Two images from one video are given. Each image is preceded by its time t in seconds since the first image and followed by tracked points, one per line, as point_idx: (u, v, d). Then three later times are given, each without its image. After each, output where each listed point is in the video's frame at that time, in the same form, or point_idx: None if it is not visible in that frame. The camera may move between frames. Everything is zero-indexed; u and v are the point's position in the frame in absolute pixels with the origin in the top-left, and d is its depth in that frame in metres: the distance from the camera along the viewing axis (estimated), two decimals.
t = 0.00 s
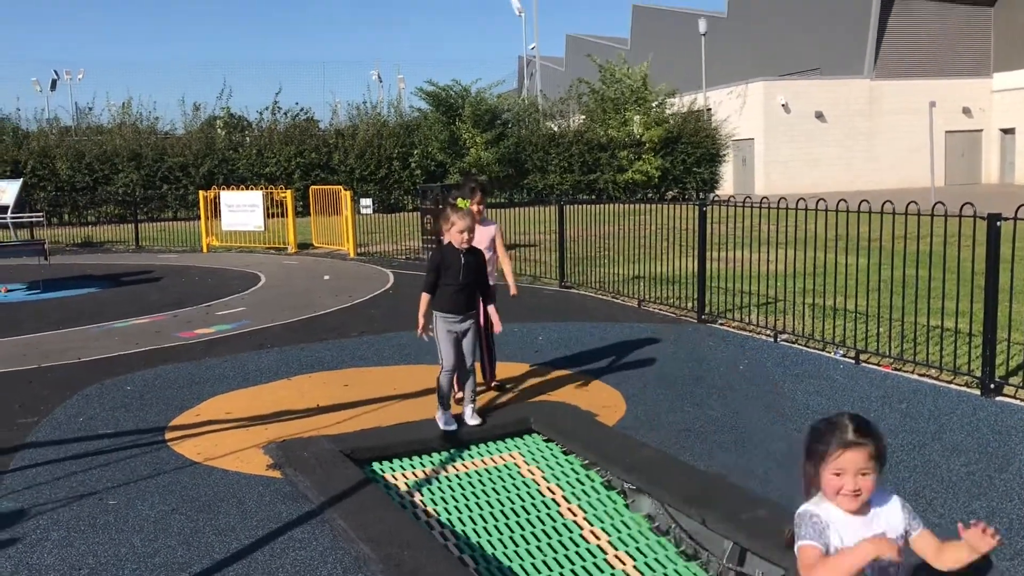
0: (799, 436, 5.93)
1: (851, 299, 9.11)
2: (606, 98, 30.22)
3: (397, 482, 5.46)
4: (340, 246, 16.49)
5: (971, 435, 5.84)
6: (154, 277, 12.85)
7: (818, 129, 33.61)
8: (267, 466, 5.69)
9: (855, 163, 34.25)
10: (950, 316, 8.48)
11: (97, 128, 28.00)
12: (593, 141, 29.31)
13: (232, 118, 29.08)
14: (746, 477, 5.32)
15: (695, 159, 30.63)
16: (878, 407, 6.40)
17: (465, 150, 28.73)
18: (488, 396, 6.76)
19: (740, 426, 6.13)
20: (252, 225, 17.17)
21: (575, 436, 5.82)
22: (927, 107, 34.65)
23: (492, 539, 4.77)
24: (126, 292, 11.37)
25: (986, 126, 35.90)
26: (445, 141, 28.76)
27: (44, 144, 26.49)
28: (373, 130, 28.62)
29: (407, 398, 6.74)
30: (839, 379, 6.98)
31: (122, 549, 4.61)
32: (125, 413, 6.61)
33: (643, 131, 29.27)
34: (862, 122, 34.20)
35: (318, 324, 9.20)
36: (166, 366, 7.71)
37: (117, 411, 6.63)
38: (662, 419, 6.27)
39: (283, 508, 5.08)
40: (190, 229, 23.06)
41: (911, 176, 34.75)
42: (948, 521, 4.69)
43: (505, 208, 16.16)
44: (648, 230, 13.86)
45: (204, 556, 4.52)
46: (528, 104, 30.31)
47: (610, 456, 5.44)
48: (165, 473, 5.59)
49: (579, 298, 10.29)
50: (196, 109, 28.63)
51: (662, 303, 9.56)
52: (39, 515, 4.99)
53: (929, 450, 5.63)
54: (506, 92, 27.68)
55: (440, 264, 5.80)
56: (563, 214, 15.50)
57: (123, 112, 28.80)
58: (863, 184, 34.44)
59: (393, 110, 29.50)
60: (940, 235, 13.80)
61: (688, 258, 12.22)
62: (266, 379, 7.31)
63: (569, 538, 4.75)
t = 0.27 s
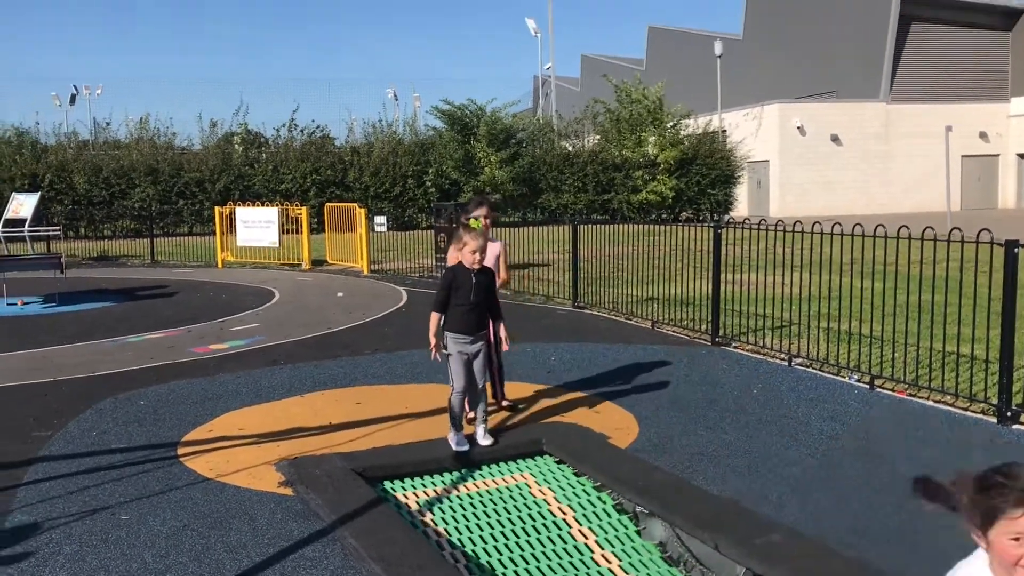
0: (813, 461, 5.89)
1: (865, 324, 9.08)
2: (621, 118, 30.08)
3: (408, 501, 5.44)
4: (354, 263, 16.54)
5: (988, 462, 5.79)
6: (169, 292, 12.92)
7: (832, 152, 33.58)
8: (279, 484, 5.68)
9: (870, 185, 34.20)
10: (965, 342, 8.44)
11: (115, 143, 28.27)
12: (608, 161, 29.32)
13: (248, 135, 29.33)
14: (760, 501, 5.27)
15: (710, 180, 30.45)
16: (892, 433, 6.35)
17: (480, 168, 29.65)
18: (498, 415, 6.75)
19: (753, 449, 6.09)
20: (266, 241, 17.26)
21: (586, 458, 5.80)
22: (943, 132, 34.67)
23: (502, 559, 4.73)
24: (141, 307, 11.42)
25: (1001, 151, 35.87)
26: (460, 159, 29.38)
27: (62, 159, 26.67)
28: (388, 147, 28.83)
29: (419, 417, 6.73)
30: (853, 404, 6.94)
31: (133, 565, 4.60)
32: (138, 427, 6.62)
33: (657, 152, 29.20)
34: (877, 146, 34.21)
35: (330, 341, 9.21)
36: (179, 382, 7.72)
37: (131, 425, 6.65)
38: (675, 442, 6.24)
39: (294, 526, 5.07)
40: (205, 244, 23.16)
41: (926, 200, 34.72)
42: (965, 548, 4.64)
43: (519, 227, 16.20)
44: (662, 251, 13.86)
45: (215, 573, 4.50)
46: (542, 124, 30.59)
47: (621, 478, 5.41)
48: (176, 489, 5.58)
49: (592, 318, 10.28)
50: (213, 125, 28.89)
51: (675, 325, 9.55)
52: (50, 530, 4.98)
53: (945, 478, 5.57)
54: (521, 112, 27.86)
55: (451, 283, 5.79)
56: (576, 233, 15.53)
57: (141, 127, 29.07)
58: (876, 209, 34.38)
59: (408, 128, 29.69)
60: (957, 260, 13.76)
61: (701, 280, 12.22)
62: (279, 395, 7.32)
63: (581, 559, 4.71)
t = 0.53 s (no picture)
0: (838, 484, 5.83)
1: (890, 346, 9.00)
2: (644, 139, 30.37)
3: (431, 520, 5.42)
4: (377, 281, 16.63)
5: (1016, 488, 5.71)
6: (193, 309, 13.04)
7: (856, 173, 33.44)
8: (302, 502, 5.69)
9: (893, 207, 33.99)
10: (993, 365, 8.35)
11: (143, 162, 28.68)
12: (630, 181, 29.53)
13: (274, 154, 29.67)
14: (784, 525, 5.22)
15: (733, 201, 30.54)
16: (918, 457, 6.28)
17: (502, 188, 28.81)
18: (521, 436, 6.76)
19: (777, 473, 6.04)
20: (291, 259, 17.41)
21: (609, 480, 5.77)
22: (968, 154, 34.49)
23: None
24: (166, 324, 11.54)
25: None
26: (483, 179, 28.79)
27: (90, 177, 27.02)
28: (412, 167, 29.09)
29: (442, 436, 6.74)
30: (879, 428, 6.87)
31: None
32: (164, 444, 6.68)
33: (680, 172, 29.41)
34: (901, 167, 34.05)
35: (353, 359, 9.26)
36: (204, 399, 7.78)
37: (156, 442, 6.70)
38: (699, 464, 6.20)
39: (318, 544, 5.08)
40: (230, 262, 23.36)
41: (951, 222, 34.50)
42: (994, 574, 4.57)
43: (541, 247, 16.26)
44: (685, 272, 13.86)
45: None
46: (565, 143, 30.29)
47: (645, 501, 5.38)
48: (201, 506, 5.61)
49: (615, 339, 10.28)
50: (239, 144, 29.23)
51: (699, 346, 9.51)
52: (76, 546, 5.00)
53: (973, 503, 5.50)
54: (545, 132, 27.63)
55: (470, 306, 5.80)
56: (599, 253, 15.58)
57: (168, 146, 29.46)
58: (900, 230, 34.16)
59: (432, 147, 29.87)
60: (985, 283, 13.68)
61: (725, 301, 12.19)
62: (302, 413, 7.36)
63: None
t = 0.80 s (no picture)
0: (869, 508, 5.74)
1: (922, 366, 8.89)
2: (670, 155, 30.70)
3: (457, 541, 5.37)
4: (403, 299, 16.70)
5: None
6: (221, 328, 13.16)
7: (884, 188, 33.13)
8: (330, 523, 5.66)
9: (922, 220, 33.60)
10: None
11: (172, 182, 29.07)
12: (656, 198, 29.62)
13: (301, 173, 29.99)
14: (815, 549, 5.13)
15: (760, 217, 30.73)
16: (952, 480, 6.18)
17: (528, 205, 28.72)
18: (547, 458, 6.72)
19: (808, 496, 5.95)
20: (318, 277, 17.54)
21: (638, 503, 5.70)
22: (999, 167, 34.10)
23: None
24: (195, 343, 11.65)
25: None
26: (508, 197, 28.54)
27: (120, 197, 27.41)
28: (437, 184, 29.30)
29: (469, 458, 6.71)
30: (912, 450, 6.77)
31: None
32: (192, 465, 6.70)
33: (706, 189, 29.67)
34: (930, 182, 33.73)
35: (380, 379, 9.28)
36: (232, 419, 7.82)
37: (185, 463, 6.73)
38: (728, 487, 6.13)
39: (344, 566, 5.05)
40: (258, 281, 23.56)
41: (982, 236, 34.08)
42: None
43: (567, 264, 16.27)
44: (713, 291, 13.80)
45: None
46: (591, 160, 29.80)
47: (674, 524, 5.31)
48: (229, 527, 5.60)
49: (642, 358, 10.24)
50: (267, 164, 29.57)
51: (727, 366, 9.45)
52: (104, 565, 4.98)
53: (1010, 528, 5.38)
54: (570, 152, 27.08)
55: (500, 326, 5.79)
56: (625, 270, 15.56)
57: (197, 166, 29.87)
58: (929, 244, 33.77)
59: (457, 166, 30.04)
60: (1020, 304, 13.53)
61: (753, 319, 12.11)
62: (329, 434, 7.37)
63: None
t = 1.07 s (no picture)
0: (898, 518, 5.64)
1: (951, 374, 8.76)
2: (693, 161, 30.35)
3: (481, 554, 5.34)
4: (425, 309, 16.72)
5: None
6: (245, 338, 13.24)
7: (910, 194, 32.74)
8: (354, 534, 5.65)
9: (949, 226, 33.20)
10: None
11: (194, 194, 29.30)
12: (679, 205, 29.53)
13: (322, 183, 30.13)
14: (843, 560, 5.04)
15: (783, 223, 30.52)
16: (982, 489, 6.07)
17: (549, 213, 28.68)
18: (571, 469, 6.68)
19: (836, 506, 5.87)
20: (340, 287, 17.62)
21: (663, 515, 5.63)
22: None
23: None
24: (218, 353, 11.73)
25: None
26: (530, 205, 28.63)
27: (144, 208, 27.67)
28: (458, 194, 29.37)
29: (492, 468, 6.68)
30: (941, 459, 6.66)
31: None
32: (216, 475, 6.73)
33: (729, 195, 29.57)
34: (956, 187, 33.34)
35: (402, 388, 9.29)
36: (256, 430, 7.86)
37: (209, 473, 6.76)
38: (753, 497, 6.05)
39: None
40: (281, 291, 23.70)
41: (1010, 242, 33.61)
42: None
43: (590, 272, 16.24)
44: (737, 298, 13.70)
45: None
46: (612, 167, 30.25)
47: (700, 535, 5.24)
48: (253, 537, 5.61)
49: (666, 366, 10.17)
50: (289, 174, 29.74)
51: (752, 374, 9.37)
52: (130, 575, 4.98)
53: None
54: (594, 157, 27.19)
55: (528, 335, 5.78)
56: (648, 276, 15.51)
57: (220, 177, 30.09)
58: (956, 250, 33.30)
59: (478, 175, 30.07)
60: None
61: (778, 327, 12.02)
62: (352, 444, 7.38)
63: None
